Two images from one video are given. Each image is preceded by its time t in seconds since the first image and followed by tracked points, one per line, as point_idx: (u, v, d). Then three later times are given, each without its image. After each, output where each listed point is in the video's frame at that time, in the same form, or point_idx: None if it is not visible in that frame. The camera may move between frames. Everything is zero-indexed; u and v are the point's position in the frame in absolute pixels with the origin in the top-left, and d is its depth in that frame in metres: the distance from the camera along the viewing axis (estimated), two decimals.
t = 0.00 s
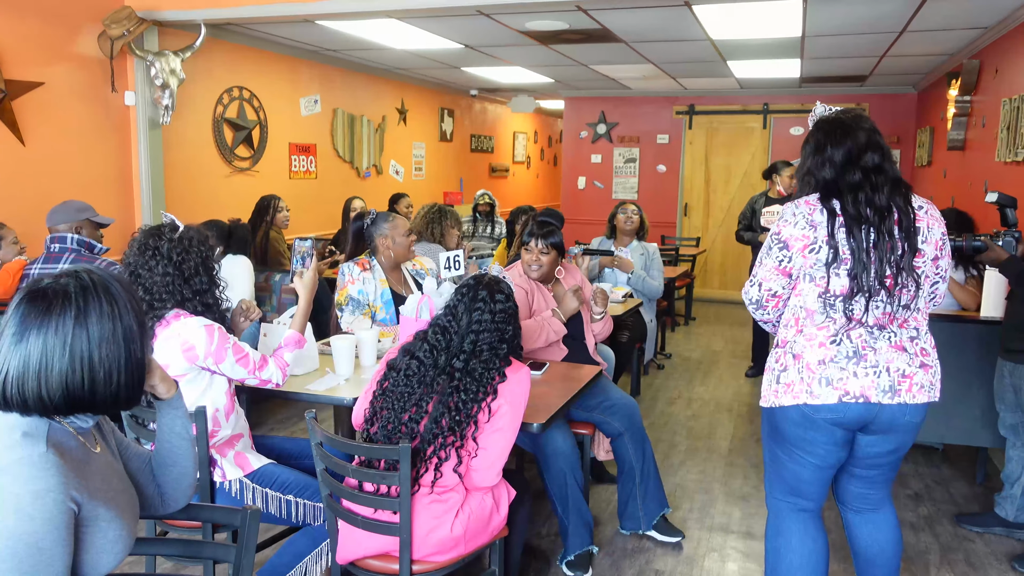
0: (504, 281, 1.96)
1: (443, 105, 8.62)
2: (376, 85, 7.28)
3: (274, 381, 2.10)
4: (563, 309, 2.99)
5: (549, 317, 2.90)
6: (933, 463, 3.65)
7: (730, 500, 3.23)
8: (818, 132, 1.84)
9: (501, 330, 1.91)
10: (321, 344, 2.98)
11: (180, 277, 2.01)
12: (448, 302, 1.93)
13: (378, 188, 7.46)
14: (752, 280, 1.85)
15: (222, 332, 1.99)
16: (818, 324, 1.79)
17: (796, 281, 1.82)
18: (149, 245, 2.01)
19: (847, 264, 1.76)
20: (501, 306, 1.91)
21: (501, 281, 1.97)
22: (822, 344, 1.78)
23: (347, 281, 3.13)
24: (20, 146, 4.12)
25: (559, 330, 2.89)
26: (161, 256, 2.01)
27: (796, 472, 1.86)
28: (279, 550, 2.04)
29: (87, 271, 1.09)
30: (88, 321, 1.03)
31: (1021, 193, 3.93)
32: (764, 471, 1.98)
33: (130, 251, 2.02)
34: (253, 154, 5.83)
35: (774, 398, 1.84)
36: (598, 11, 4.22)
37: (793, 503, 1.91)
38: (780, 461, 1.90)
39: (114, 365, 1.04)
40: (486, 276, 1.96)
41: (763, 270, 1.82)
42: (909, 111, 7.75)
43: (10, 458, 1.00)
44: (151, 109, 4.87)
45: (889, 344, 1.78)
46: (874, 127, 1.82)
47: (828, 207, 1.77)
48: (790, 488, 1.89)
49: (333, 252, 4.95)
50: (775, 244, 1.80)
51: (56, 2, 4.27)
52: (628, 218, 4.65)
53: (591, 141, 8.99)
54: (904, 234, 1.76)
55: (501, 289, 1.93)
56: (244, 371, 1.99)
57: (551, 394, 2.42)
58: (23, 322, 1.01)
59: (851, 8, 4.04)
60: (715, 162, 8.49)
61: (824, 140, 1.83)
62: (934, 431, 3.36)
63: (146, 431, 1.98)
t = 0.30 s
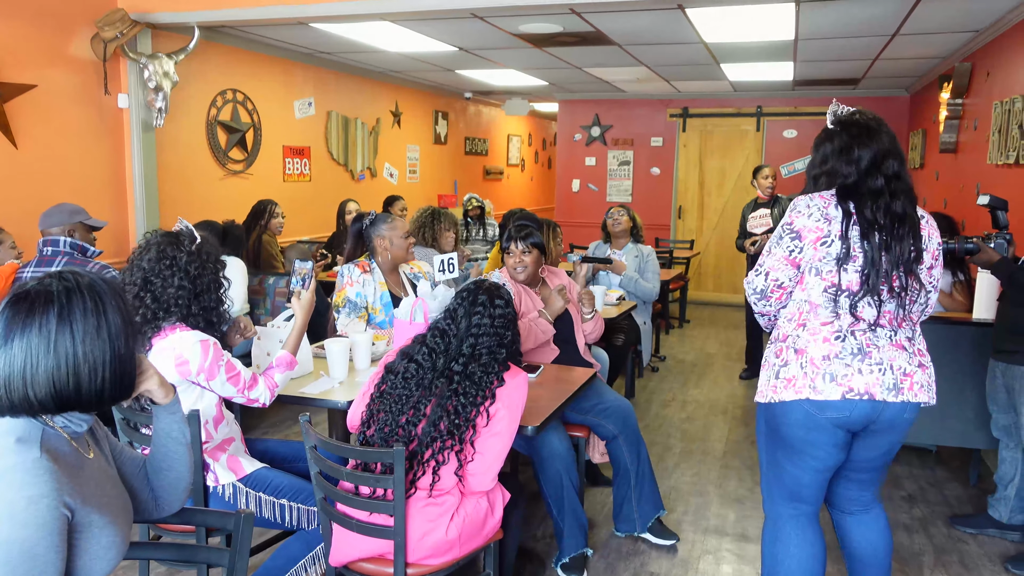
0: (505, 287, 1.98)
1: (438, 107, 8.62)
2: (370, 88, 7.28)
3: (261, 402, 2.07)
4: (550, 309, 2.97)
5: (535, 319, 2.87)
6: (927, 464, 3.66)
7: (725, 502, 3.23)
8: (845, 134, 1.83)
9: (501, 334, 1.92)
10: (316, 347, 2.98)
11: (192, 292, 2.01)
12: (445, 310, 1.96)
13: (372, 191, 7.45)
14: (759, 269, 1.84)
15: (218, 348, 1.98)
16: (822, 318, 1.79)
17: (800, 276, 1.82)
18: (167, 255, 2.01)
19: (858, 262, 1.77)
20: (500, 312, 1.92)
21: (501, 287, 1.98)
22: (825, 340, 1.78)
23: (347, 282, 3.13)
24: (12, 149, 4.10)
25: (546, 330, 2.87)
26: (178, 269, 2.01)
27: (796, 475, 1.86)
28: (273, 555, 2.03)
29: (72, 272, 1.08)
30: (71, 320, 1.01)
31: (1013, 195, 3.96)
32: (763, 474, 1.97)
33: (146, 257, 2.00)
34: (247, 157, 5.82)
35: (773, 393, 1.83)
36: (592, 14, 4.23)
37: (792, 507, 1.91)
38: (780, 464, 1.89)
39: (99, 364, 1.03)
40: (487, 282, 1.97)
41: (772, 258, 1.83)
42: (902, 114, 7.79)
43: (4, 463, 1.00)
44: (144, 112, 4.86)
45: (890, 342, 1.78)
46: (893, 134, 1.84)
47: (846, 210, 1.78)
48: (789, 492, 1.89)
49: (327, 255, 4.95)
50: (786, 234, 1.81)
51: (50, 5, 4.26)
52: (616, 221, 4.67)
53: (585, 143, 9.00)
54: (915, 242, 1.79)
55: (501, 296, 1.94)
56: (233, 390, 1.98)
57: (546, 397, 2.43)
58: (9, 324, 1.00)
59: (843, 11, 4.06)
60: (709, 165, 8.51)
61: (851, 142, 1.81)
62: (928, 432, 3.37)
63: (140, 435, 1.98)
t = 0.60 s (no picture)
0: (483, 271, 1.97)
1: (438, 104, 8.62)
2: (370, 84, 7.27)
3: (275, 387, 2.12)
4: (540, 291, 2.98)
5: (525, 303, 2.89)
6: (924, 463, 3.67)
7: (722, 499, 3.24)
8: (854, 119, 1.86)
9: (485, 323, 1.90)
10: (314, 342, 2.98)
11: (195, 291, 1.99)
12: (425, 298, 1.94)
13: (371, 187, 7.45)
14: (806, 271, 1.76)
15: (226, 340, 1.99)
16: (843, 319, 1.78)
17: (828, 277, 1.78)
18: (164, 258, 1.96)
19: (887, 261, 1.78)
20: (484, 295, 1.91)
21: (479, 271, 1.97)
22: (847, 341, 1.77)
23: (347, 277, 3.14)
24: (11, 144, 4.09)
25: (536, 314, 2.88)
26: (178, 271, 1.97)
27: (802, 471, 1.86)
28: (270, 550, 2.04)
29: (84, 270, 1.08)
30: (82, 320, 1.02)
31: (1012, 194, 3.96)
32: (766, 472, 1.97)
33: (144, 262, 1.96)
34: (246, 152, 5.82)
35: (790, 392, 1.82)
36: (593, 11, 4.23)
37: (796, 504, 1.91)
38: (785, 461, 1.89)
39: (110, 369, 1.04)
40: (463, 268, 1.96)
41: (820, 259, 1.76)
42: (902, 113, 7.79)
43: None
44: (143, 107, 4.86)
45: (903, 342, 1.81)
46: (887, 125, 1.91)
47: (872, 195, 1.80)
48: (794, 489, 1.89)
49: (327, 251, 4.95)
50: (831, 232, 1.75)
51: None
52: (620, 219, 4.64)
53: (585, 141, 9.00)
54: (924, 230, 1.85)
55: (480, 282, 1.93)
56: (246, 378, 2.01)
57: (542, 393, 2.42)
58: (18, 320, 1.00)
59: (843, 9, 4.06)
60: (709, 163, 8.51)
61: (860, 126, 1.85)
62: (925, 430, 3.38)
63: (139, 429, 1.98)
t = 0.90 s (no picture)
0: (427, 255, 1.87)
1: (437, 105, 8.62)
2: (369, 85, 7.28)
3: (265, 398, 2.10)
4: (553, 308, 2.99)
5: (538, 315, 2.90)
6: (926, 462, 3.67)
7: (724, 500, 3.24)
8: (866, 113, 1.86)
9: (448, 309, 1.86)
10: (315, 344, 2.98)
11: (198, 310, 1.99)
12: (376, 299, 1.83)
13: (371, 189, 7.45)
14: (846, 277, 1.71)
15: (220, 350, 1.97)
16: (856, 318, 1.78)
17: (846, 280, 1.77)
18: (179, 271, 1.97)
19: (899, 263, 1.79)
20: (438, 281, 1.83)
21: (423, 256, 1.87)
22: (862, 339, 1.77)
23: (341, 279, 3.14)
24: (10, 147, 4.09)
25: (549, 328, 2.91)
26: (188, 288, 1.98)
27: (809, 470, 1.86)
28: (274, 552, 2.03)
29: (70, 269, 1.08)
30: (63, 317, 1.02)
31: (1012, 193, 3.96)
32: (772, 472, 1.95)
33: (158, 270, 1.97)
34: (245, 154, 5.82)
35: (807, 393, 1.80)
36: (592, 11, 4.23)
37: (802, 503, 1.90)
38: (795, 460, 1.88)
39: (90, 364, 1.03)
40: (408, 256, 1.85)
41: (856, 266, 1.72)
42: (902, 113, 7.80)
43: (5, 459, 0.99)
44: (143, 109, 4.85)
45: (912, 334, 1.83)
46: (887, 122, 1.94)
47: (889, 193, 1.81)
48: (802, 488, 1.88)
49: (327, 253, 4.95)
50: (864, 240, 1.72)
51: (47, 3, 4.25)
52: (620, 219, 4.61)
53: (584, 141, 9.00)
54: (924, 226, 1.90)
55: (424, 268, 1.82)
56: (237, 390, 1.99)
57: (545, 395, 2.42)
58: (4, 319, 1.00)
59: (843, 9, 4.06)
60: (708, 163, 8.51)
61: (873, 122, 1.86)
62: (926, 430, 3.38)
63: (141, 432, 1.97)
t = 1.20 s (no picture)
0: (379, 254, 1.82)
1: (439, 105, 8.62)
2: (371, 85, 7.28)
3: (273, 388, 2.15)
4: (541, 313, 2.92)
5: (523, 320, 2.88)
6: (927, 464, 3.66)
7: (724, 500, 3.24)
8: (872, 119, 1.86)
9: (402, 309, 1.78)
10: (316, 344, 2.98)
11: (196, 311, 1.99)
12: (330, 303, 1.79)
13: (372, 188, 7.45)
14: (886, 293, 1.71)
15: (223, 344, 2.01)
16: (880, 329, 1.77)
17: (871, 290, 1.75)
18: (175, 273, 1.96)
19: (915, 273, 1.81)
20: (390, 279, 1.77)
21: (375, 255, 1.83)
22: (884, 350, 1.77)
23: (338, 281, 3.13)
24: (13, 145, 4.10)
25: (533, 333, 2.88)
26: (185, 290, 1.98)
27: (808, 471, 1.86)
28: (275, 550, 2.03)
29: (80, 269, 1.08)
30: (80, 319, 1.02)
31: (1014, 194, 3.96)
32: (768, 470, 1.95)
33: (153, 270, 1.95)
34: (247, 154, 5.82)
35: (828, 401, 1.79)
36: (594, 11, 4.23)
37: (797, 502, 1.91)
38: (792, 461, 1.88)
39: (109, 364, 1.03)
40: (359, 257, 1.81)
41: (895, 281, 1.71)
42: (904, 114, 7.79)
43: (2, 458, 0.99)
44: (145, 108, 4.86)
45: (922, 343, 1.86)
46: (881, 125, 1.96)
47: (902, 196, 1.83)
48: (799, 488, 1.88)
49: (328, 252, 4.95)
50: (902, 254, 1.71)
51: (50, 1, 4.25)
52: (624, 222, 4.67)
53: (586, 142, 9.01)
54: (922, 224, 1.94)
55: (377, 267, 1.78)
56: (243, 381, 2.03)
57: (546, 394, 2.42)
58: (16, 321, 0.99)
59: (844, 10, 4.06)
60: (710, 164, 8.51)
61: (879, 126, 1.86)
62: (926, 431, 3.38)
63: (142, 431, 1.98)
